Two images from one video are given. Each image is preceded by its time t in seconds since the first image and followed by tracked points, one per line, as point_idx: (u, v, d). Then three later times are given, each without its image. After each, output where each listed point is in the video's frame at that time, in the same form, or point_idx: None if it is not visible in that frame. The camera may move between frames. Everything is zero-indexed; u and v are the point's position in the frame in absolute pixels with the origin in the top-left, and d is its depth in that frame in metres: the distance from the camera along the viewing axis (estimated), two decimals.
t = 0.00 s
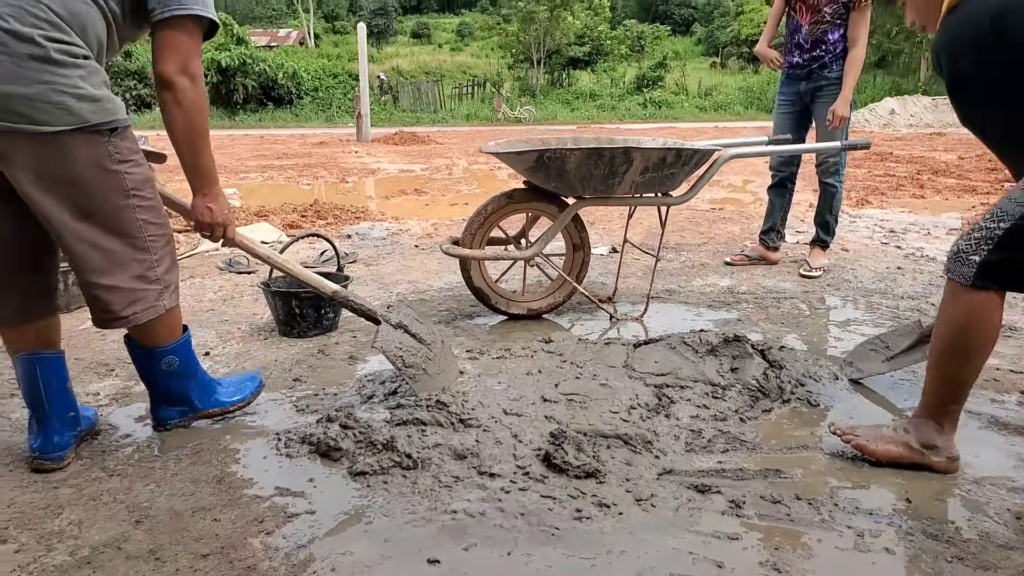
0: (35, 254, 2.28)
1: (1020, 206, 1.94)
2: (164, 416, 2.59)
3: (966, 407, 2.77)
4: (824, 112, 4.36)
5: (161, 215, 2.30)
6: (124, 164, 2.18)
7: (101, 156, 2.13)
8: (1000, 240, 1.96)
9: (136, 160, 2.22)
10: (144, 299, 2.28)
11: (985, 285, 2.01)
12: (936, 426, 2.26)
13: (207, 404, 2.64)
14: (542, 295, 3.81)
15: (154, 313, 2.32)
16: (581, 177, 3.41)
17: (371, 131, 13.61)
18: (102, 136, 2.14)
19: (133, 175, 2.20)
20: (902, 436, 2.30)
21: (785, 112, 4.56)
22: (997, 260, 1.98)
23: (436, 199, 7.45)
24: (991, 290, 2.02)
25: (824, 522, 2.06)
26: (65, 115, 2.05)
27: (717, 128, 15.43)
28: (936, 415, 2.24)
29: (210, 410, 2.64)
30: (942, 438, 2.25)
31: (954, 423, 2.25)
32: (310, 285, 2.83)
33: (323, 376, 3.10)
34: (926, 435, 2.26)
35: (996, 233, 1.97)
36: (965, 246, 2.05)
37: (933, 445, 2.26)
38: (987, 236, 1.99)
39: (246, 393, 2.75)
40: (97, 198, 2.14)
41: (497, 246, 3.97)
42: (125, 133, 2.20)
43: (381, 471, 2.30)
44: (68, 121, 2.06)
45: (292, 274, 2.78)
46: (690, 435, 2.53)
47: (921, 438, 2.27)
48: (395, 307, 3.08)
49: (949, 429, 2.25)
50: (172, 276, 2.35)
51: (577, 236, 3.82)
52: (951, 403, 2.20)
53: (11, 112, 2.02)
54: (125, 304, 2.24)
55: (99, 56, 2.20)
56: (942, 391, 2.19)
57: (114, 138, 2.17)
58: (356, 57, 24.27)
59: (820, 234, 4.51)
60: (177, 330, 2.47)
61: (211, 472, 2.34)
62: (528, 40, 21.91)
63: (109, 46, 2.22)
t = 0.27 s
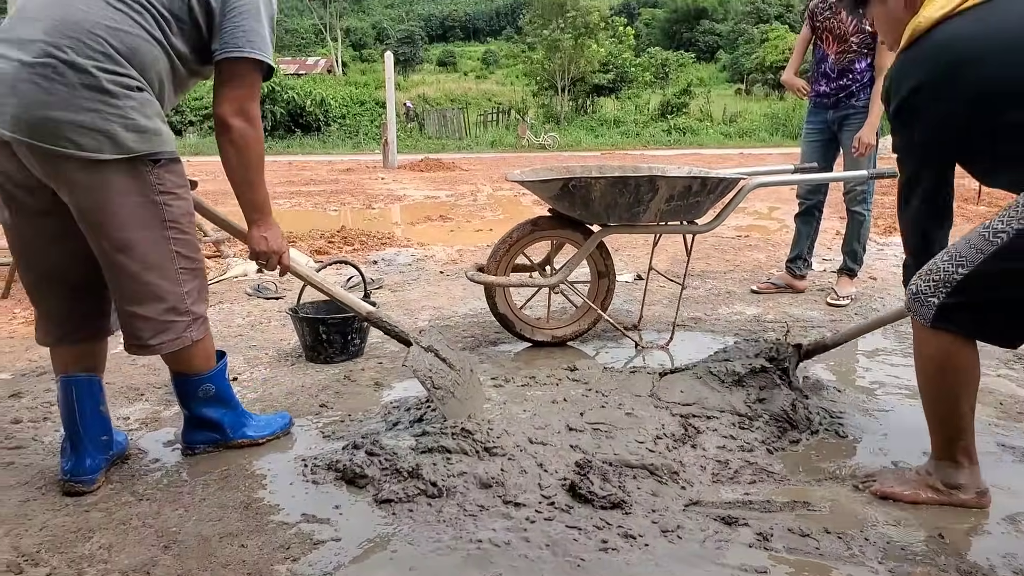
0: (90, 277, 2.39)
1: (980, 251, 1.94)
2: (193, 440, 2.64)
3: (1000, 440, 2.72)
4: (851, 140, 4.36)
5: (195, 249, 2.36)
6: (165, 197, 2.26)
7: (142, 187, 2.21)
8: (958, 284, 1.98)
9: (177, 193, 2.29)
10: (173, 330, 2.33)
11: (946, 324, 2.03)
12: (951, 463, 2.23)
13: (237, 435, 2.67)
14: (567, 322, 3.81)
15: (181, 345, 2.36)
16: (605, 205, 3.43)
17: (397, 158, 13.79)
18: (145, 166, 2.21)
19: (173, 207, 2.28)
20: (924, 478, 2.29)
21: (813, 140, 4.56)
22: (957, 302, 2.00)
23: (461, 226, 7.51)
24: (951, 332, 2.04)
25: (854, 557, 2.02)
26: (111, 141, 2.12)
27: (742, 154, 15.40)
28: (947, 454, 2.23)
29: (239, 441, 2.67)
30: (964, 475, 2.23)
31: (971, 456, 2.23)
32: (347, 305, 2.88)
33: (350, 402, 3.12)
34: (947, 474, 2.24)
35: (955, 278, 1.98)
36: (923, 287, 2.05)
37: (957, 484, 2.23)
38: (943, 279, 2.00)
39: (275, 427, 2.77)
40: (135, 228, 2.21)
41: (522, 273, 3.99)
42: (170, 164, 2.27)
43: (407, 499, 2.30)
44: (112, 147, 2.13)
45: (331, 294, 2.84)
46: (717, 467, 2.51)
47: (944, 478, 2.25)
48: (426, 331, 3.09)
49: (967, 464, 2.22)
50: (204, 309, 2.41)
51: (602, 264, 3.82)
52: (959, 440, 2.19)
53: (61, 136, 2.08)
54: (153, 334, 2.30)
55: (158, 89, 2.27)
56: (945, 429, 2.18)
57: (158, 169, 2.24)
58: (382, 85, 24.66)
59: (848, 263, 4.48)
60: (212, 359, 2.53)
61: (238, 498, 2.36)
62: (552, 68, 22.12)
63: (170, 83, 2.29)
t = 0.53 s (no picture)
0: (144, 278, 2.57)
1: (993, 270, 1.96)
2: (215, 455, 2.68)
3: None
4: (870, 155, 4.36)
5: (241, 260, 2.47)
6: (210, 210, 2.39)
7: (188, 201, 2.35)
8: (976, 304, 1.99)
9: (223, 207, 2.42)
10: (218, 338, 2.44)
11: (966, 347, 2.03)
12: (973, 482, 2.22)
13: (259, 451, 2.71)
14: (584, 339, 3.82)
15: (227, 353, 2.47)
16: (622, 222, 3.44)
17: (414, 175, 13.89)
18: (189, 181, 2.34)
19: (218, 220, 2.40)
20: (946, 497, 2.27)
21: (831, 156, 4.56)
22: (977, 323, 2.00)
23: (478, 242, 7.54)
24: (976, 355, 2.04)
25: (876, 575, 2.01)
26: (156, 157, 2.28)
27: (759, 170, 15.35)
28: (970, 473, 2.22)
29: (260, 457, 2.70)
30: (988, 493, 2.22)
31: (994, 475, 2.22)
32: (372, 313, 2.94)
33: (369, 418, 3.14)
34: (971, 494, 2.22)
35: (971, 298, 2.00)
36: (942, 310, 2.07)
37: (981, 503, 2.22)
38: (960, 301, 2.02)
39: (295, 444, 2.81)
40: (181, 240, 2.35)
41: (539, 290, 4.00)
42: (215, 180, 2.40)
43: (425, 515, 2.31)
44: (158, 163, 2.28)
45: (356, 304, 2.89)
46: (736, 483, 2.50)
47: (967, 497, 2.23)
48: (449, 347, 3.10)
49: (991, 483, 2.22)
50: (249, 318, 2.51)
51: (618, 280, 3.83)
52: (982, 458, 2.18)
53: (113, 153, 2.26)
54: (200, 341, 2.42)
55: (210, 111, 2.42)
56: (968, 448, 2.17)
57: (203, 184, 2.37)
58: (399, 103, 24.89)
59: (867, 278, 4.46)
60: (242, 372, 2.59)
61: (258, 514, 2.38)
62: (569, 84, 22.22)
63: (223, 105, 2.44)
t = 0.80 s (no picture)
0: (171, 281, 2.73)
1: None
2: (232, 462, 2.70)
3: None
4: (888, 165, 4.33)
5: (262, 265, 2.52)
6: (233, 215, 2.44)
7: (213, 205, 2.41)
8: None
9: (245, 213, 2.48)
10: (238, 340, 2.49)
11: None
12: (1002, 496, 2.24)
13: (276, 458, 2.73)
14: (600, 349, 3.82)
15: (247, 355, 2.51)
16: (638, 232, 3.44)
17: (430, 185, 13.95)
18: (215, 186, 2.41)
19: (240, 225, 2.46)
20: (968, 511, 2.26)
21: (848, 167, 4.54)
22: None
23: (493, 252, 7.56)
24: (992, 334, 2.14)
25: None
26: (184, 162, 2.35)
27: (776, 180, 15.30)
28: (998, 485, 2.24)
29: (276, 464, 2.72)
30: (1012, 510, 2.23)
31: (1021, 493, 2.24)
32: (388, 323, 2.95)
33: (385, 427, 3.16)
34: (994, 507, 2.24)
35: None
36: (1004, 317, 2.10)
37: (1004, 518, 2.22)
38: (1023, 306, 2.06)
39: (311, 453, 2.82)
40: (205, 243, 2.41)
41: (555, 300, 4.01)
42: (239, 186, 2.47)
43: (441, 525, 2.32)
44: (185, 168, 2.36)
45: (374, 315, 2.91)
46: (753, 495, 2.49)
47: (990, 511, 2.24)
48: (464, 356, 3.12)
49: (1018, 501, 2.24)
50: (269, 322, 2.56)
51: (634, 290, 3.83)
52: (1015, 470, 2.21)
53: (143, 157, 2.34)
54: (220, 342, 2.46)
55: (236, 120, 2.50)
56: (1003, 458, 2.21)
57: (227, 189, 2.43)
58: (415, 113, 25.04)
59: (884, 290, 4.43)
60: (262, 376, 2.63)
61: (274, 522, 2.40)
62: (584, 95, 22.28)
63: (248, 116, 2.53)
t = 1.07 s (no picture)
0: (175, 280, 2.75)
1: None
2: (237, 463, 2.70)
3: None
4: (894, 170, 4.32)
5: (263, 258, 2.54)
6: (234, 208, 2.47)
7: (215, 198, 2.43)
8: None
9: (245, 207, 2.50)
10: (240, 331, 2.49)
11: None
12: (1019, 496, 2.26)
13: (279, 459, 2.72)
14: (605, 352, 3.82)
15: (249, 346, 2.51)
16: (644, 236, 3.43)
17: (436, 187, 13.97)
18: (216, 180, 2.43)
19: (242, 217, 2.48)
20: (983, 506, 2.27)
21: (855, 170, 4.52)
22: None
23: (499, 255, 7.57)
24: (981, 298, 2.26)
25: None
26: (184, 156, 2.38)
27: (783, 184, 15.28)
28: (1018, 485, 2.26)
29: (281, 465, 2.72)
30: None
31: None
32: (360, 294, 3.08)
33: (389, 429, 3.16)
34: (1008, 506, 2.25)
35: None
36: None
37: (1017, 519, 2.23)
38: None
39: (316, 454, 2.82)
40: (208, 235, 2.43)
41: (559, 302, 4.01)
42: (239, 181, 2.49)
43: (445, 527, 2.32)
44: (185, 162, 2.38)
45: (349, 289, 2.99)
46: (759, 499, 2.48)
47: (1006, 510, 2.24)
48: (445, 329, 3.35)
49: None
50: (270, 315, 2.56)
51: (640, 293, 3.82)
52: None
53: (144, 153, 2.37)
54: (223, 333, 2.47)
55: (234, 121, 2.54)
56: None
57: (228, 183, 2.46)
58: (421, 116, 25.08)
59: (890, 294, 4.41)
60: (263, 376, 2.62)
61: (279, 523, 2.40)
62: (591, 98, 22.30)
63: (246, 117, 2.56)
